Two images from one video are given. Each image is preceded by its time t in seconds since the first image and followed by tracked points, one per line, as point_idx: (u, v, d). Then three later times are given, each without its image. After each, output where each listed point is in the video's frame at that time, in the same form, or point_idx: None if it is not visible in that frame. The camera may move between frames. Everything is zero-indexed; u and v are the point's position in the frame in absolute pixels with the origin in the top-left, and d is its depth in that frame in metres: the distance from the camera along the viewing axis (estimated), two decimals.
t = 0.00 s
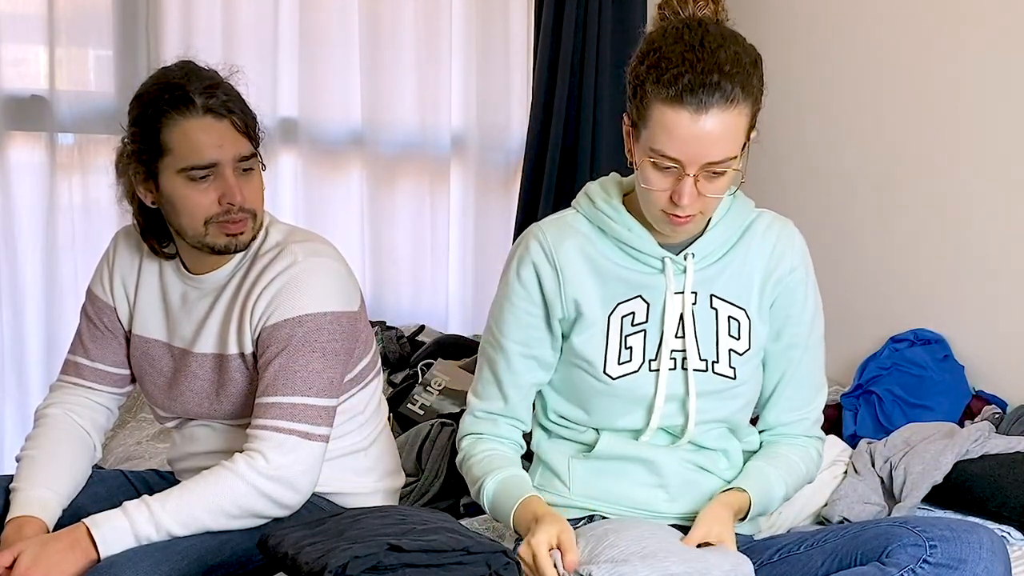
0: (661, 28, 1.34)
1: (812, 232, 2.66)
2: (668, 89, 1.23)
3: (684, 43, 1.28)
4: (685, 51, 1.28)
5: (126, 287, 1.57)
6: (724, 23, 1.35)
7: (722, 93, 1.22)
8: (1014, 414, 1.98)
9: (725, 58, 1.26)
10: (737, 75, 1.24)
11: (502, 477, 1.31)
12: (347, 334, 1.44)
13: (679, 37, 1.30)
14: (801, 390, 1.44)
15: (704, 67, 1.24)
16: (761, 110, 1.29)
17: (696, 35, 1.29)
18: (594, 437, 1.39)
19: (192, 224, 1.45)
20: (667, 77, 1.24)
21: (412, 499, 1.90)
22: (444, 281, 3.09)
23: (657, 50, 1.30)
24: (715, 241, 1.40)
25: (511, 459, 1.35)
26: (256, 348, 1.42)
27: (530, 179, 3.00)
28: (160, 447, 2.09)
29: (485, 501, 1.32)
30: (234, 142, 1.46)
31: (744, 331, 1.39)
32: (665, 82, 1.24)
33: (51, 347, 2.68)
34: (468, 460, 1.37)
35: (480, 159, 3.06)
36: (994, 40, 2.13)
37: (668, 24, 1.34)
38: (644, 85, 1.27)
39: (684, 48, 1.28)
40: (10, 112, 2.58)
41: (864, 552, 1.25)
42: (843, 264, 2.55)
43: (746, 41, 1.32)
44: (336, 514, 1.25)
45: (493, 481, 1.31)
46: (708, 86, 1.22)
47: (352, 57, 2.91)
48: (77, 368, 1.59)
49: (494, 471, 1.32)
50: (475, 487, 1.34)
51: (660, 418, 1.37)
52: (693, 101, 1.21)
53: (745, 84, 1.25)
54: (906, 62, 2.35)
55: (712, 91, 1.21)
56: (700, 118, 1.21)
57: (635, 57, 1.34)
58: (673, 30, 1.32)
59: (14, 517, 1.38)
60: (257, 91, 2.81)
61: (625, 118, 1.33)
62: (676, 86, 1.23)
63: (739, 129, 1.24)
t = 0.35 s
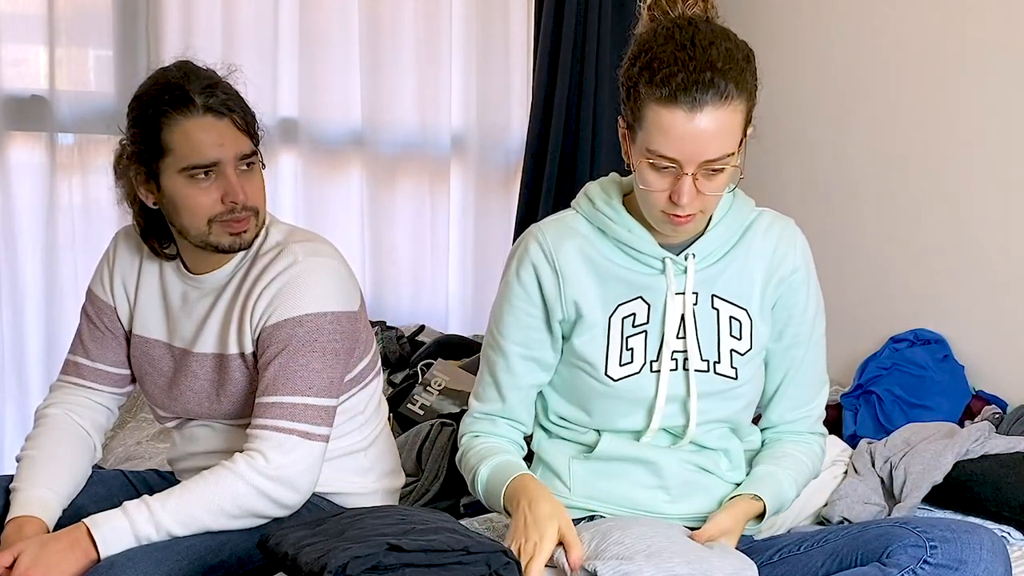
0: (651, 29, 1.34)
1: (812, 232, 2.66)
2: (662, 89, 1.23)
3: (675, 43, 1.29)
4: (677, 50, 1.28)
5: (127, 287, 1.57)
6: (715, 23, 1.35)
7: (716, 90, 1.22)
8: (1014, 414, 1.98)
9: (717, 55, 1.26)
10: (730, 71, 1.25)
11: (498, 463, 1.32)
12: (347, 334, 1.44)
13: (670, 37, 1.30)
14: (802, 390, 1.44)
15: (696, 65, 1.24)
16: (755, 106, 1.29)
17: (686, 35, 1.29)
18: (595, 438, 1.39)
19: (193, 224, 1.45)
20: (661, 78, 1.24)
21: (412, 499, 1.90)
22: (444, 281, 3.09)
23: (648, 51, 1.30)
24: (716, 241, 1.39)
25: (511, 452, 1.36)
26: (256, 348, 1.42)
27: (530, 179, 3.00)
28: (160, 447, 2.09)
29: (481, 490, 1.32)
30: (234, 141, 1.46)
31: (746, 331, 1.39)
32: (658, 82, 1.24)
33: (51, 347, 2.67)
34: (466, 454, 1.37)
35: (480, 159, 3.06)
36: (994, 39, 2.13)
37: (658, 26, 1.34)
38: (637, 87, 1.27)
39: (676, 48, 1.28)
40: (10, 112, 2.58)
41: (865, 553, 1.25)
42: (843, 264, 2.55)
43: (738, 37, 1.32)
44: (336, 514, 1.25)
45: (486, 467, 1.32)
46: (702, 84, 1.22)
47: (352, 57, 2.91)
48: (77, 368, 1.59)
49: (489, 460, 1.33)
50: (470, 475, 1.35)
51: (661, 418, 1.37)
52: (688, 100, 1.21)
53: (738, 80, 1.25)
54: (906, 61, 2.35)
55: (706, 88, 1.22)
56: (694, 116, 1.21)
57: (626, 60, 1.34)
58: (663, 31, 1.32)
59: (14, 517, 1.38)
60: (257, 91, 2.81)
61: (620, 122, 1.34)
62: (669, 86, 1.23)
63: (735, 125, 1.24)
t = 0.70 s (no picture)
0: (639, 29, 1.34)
1: (812, 232, 2.66)
2: (653, 88, 1.23)
3: (664, 42, 1.29)
4: (667, 48, 1.28)
5: (126, 287, 1.57)
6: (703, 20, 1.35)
7: (708, 86, 1.22)
8: (1014, 414, 1.98)
9: (706, 51, 1.26)
10: (721, 68, 1.24)
11: (507, 465, 1.31)
12: (347, 333, 1.43)
13: (659, 36, 1.30)
14: (800, 389, 1.44)
15: (686, 63, 1.24)
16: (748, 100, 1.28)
17: (675, 33, 1.29)
18: (593, 440, 1.40)
19: (194, 224, 1.45)
20: (651, 77, 1.24)
21: (411, 499, 1.91)
22: (444, 281, 3.09)
23: (638, 52, 1.30)
24: (713, 242, 1.40)
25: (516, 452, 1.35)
26: (256, 348, 1.42)
27: (530, 179, 3.00)
28: (161, 447, 2.09)
29: (491, 492, 1.32)
30: (235, 140, 1.46)
31: (743, 332, 1.39)
32: (649, 82, 1.24)
33: (51, 347, 2.67)
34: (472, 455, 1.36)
35: (480, 159, 3.06)
36: (995, 39, 2.13)
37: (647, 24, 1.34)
38: (628, 88, 1.27)
39: (666, 46, 1.28)
40: (10, 112, 2.58)
41: (864, 553, 1.25)
42: (843, 264, 2.55)
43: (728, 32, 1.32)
44: (336, 513, 1.25)
45: (495, 468, 1.31)
46: (694, 81, 1.22)
47: (352, 57, 2.91)
48: (77, 368, 1.59)
49: (495, 459, 1.33)
50: (478, 477, 1.34)
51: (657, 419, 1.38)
52: (680, 97, 1.21)
53: (729, 76, 1.24)
54: (906, 61, 2.35)
55: (698, 85, 1.21)
56: (686, 112, 1.21)
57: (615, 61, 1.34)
58: (649, 31, 1.32)
59: (14, 517, 1.38)
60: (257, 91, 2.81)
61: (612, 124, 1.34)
62: (661, 85, 1.23)
63: (729, 119, 1.24)
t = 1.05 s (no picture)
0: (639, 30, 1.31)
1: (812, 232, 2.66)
2: (659, 91, 1.21)
3: (665, 40, 1.26)
4: (669, 48, 1.25)
5: (126, 287, 1.57)
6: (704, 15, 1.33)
7: (715, 86, 1.20)
8: (1014, 413, 1.98)
9: (709, 48, 1.24)
10: (727, 65, 1.22)
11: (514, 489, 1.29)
12: (347, 334, 1.44)
13: (660, 36, 1.27)
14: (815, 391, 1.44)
15: (691, 62, 1.22)
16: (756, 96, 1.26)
17: (676, 31, 1.27)
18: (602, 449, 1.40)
19: (189, 225, 1.46)
20: (655, 80, 1.22)
21: (410, 501, 1.90)
22: (444, 281, 3.09)
23: (639, 53, 1.27)
24: (725, 247, 1.37)
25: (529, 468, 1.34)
26: (256, 349, 1.42)
27: (530, 179, 3.00)
28: (161, 447, 2.09)
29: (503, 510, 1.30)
30: (231, 143, 1.46)
31: (756, 339, 1.38)
32: (654, 85, 1.22)
33: (51, 346, 2.68)
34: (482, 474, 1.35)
35: (480, 159, 3.06)
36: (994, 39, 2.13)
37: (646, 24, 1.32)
38: (631, 93, 1.25)
39: (668, 46, 1.26)
40: (10, 112, 2.58)
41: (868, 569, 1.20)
42: (842, 264, 2.55)
43: (729, 27, 1.29)
44: (338, 514, 1.25)
45: (501, 491, 1.29)
46: (700, 81, 1.19)
47: (352, 57, 2.91)
48: (77, 368, 1.59)
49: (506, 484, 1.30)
50: (489, 496, 1.32)
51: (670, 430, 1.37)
52: (688, 99, 1.19)
53: (735, 74, 1.22)
54: (906, 61, 2.35)
55: (705, 85, 1.19)
56: (695, 114, 1.19)
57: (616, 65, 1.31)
58: (644, 34, 1.29)
59: (15, 517, 1.38)
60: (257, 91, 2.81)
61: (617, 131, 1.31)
62: (666, 87, 1.20)
63: (738, 116, 1.22)
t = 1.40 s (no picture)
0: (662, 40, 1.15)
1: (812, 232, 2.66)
2: (689, 116, 1.05)
3: (692, 55, 1.09)
4: (698, 64, 1.08)
5: (126, 287, 1.57)
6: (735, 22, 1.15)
7: (752, 107, 1.04)
8: (1015, 413, 1.98)
9: (742, 65, 1.07)
10: (765, 82, 1.06)
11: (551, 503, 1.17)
12: (347, 333, 1.43)
13: (684, 50, 1.10)
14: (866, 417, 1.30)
15: (723, 81, 1.06)
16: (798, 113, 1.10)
17: (705, 44, 1.09)
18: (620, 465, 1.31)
19: (184, 222, 1.46)
20: (683, 101, 1.06)
21: (409, 501, 1.89)
22: (444, 281, 3.09)
23: (664, 71, 1.11)
24: (762, 271, 1.23)
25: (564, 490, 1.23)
26: (256, 348, 1.42)
27: (531, 179, 3.00)
28: (161, 447, 2.09)
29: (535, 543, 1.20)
30: (229, 141, 1.46)
31: (790, 365, 1.26)
32: (683, 108, 1.06)
33: (51, 346, 2.68)
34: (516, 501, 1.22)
35: (480, 159, 3.06)
36: (995, 38, 2.12)
37: (671, 35, 1.15)
38: (657, 116, 1.09)
39: (697, 62, 1.09)
40: (10, 112, 2.57)
41: None
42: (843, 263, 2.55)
43: (765, 35, 1.12)
44: (340, 514, 1.26)
45: (535, 511, 1.18)
46: (735, 102, 1.04)
47: (352, 56, 2.91)
48: (77, 368, 1.58)
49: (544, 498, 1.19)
50: (522, 521, 1.20)
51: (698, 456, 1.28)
52: (721, 122, 1.04)
53: (773, 93, 1.06)
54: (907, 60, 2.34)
55: (740, 106, 1.04)
56: (731, 138, 1.04)
57: (638, 82, 1.15)
58: (667, 48, 1.12)
59: (14, 517, 1.38)
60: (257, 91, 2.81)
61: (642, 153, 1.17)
62: (697, 112, 1.05)
63: (778, 138, 1.06)
